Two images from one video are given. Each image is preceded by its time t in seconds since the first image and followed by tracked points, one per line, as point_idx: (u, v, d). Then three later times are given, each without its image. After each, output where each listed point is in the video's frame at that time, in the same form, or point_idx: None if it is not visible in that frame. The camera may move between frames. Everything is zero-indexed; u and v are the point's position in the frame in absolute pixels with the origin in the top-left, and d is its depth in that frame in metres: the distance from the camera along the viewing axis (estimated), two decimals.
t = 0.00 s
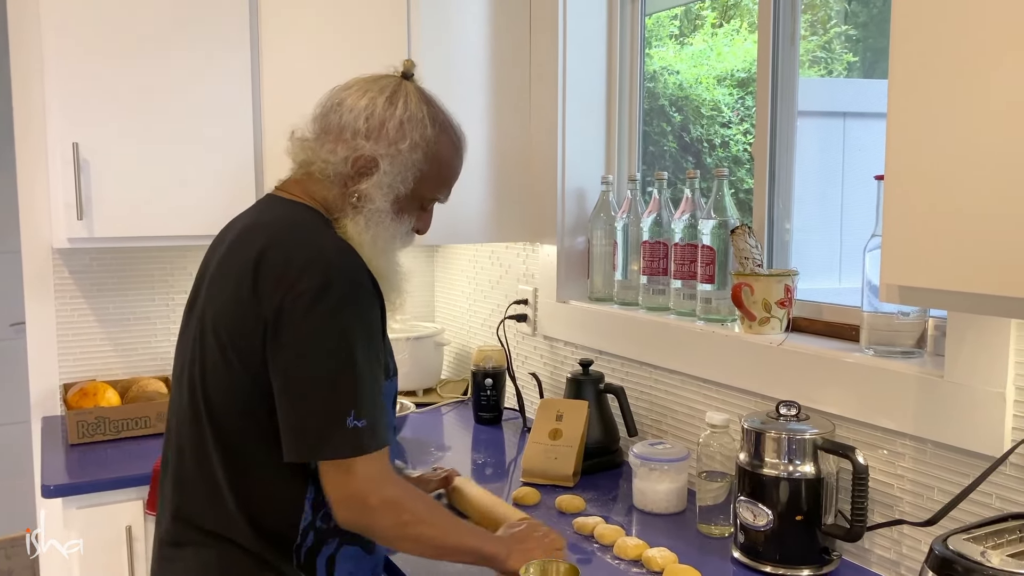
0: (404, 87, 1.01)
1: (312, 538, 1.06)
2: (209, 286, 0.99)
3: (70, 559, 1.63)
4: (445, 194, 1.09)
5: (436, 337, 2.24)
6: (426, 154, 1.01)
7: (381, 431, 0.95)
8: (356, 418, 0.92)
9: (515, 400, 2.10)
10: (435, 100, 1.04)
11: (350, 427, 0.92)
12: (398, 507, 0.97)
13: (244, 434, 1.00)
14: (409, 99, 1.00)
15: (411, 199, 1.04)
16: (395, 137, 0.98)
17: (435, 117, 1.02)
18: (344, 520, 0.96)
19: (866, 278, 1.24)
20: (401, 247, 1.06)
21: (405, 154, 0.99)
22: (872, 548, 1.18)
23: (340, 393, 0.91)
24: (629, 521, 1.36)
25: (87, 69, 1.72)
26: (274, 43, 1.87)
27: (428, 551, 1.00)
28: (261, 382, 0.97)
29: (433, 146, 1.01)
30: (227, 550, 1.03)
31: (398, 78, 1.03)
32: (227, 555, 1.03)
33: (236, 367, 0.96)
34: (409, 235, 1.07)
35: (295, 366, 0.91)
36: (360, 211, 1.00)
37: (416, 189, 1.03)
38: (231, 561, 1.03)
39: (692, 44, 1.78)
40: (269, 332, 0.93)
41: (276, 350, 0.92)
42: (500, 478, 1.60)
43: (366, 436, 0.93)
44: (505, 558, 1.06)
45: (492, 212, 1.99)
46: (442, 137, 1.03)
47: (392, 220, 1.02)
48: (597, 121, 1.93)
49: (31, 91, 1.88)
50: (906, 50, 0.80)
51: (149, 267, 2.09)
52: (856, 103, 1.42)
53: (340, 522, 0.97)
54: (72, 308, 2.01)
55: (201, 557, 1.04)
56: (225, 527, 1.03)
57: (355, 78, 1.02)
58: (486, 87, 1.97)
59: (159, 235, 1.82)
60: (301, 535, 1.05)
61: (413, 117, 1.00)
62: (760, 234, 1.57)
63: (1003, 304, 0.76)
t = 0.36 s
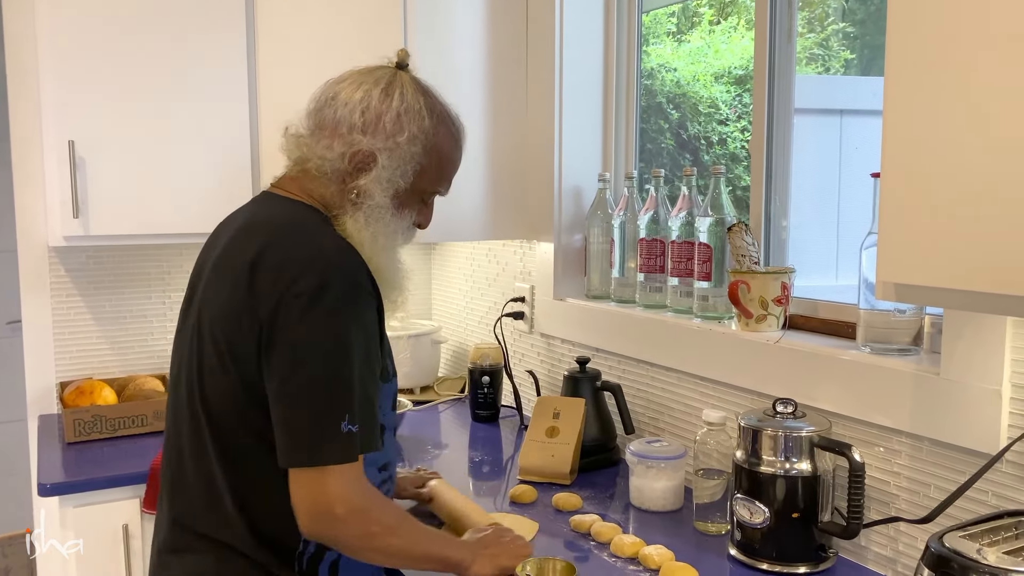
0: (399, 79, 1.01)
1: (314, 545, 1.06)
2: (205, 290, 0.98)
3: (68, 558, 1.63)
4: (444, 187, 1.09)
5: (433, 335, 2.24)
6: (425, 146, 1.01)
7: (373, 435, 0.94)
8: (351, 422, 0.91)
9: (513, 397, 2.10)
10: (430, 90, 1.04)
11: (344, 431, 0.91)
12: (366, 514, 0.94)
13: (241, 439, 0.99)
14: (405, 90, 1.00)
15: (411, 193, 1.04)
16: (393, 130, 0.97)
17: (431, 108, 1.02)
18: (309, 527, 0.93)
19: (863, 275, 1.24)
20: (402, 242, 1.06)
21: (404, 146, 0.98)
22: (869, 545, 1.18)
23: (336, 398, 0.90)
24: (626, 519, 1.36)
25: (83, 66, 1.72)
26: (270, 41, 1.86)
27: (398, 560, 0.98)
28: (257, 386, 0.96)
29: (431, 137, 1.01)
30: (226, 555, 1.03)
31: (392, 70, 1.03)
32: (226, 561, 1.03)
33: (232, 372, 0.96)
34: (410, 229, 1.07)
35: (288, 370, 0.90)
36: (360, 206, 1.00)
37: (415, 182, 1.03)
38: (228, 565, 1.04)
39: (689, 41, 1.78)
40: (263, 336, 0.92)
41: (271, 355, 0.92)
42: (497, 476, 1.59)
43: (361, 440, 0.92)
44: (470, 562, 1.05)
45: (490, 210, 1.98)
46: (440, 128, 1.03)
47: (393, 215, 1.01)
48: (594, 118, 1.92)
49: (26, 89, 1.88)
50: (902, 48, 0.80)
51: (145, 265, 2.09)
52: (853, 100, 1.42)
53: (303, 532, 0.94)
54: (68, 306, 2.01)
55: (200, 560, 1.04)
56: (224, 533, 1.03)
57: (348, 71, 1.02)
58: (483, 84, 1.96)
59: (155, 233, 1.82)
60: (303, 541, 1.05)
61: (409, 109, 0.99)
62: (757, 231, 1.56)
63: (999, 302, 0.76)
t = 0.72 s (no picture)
0: (356, 58, 0.99)
1: (326, 543, 1.04)
2: (199, 299, 0.98)
3: (66, 557, 1.63)
4: (420, 160, 1.07)
5: (431, 333, 2.24)
6: (392, 122, 0.99)
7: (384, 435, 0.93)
8: (361, 425, 0.90)
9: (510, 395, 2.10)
10: (389, 64, 1.02)
11: (356, 435, 0.90)
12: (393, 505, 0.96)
13: (246, 448, 0.98)
14: (362, 68, 0.98)
15: (385, 171, 1.02)
16: (356, 111, 0.96)
17: (393, 82, 1.00)
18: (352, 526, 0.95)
19: (860, 273, 1.24)
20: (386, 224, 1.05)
21: (370, 126, 0.97)
22: (865, 542, 1.18)
23: (343, 403, 0.89)
24: (623, 516, 1.37)
25: (80, 64, 1.71)
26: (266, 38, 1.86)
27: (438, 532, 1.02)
28: (259, 394, 0.96)
29: (398, 111, 0.99)
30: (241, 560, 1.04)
31: (348, 49, 1.01)
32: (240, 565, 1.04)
33: (233, 382, 0.95)
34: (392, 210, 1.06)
35: (292, 380, 0.89)
36: (336, 195, 0.99)
37: (389, 161, 1.02)
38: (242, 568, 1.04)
39: (687, 39, 1.78)
40: (263, 345, 0.91)
41: (272, 364, 0.91)
42: (495, 474, 1.59)
43: (373, 442, 0.92)
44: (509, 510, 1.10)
45: (488, 208, 1.98)
46: (405, 102, 1.01)
47: (371, 198, 1.00)
48: (592, 116, 1.92)
49: (23, 87, 1.87)
50: (898, 45, 0.80)
51: (143, 263, 2.08)
52: (850, 97, 1.42)
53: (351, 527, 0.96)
54: (65, 304, 2.01)
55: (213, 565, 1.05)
56: (237, 540, 1.03)
57: (304, 57, 1.00)
58: (481, 82, 1.96)
59: (152, 232, 1.82)
60: (314, 540, 1.03)
61: (370, 86, 0.97)
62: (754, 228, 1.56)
63: (994, 300, 0.76)
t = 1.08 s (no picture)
0: (271, 36, 1.03)
1: (331, 514, 1.05)
2: (184, 290, 0.98)
3: (66, 557, 1.63)
4: (359, 108, 1.05)
5: (430, 330, 2.25)
6: (311, 78, 1.00)
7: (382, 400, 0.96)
8: (359, 391, 0.92)
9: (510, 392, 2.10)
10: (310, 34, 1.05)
11: (355, 401, 0.92)
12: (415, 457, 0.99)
13: (240, 431, 0.98)
14: (275, 41, 1.02)
15: (319, 128, 1.02)
16: (273, 76, 0.99)
17: (307, 44, 1.02)
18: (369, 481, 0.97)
19: (861, 269, 1.24)
20: (339, 187, 1.04)
21: (287, 86, 0.99)
22: (865, 538, 1.18)
23: (340, 371, 0.91)
24: (623, 513, 1.36)
25: (78, 61, 1.71)
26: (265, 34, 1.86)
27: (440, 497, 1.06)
28: (251, 377, 0.96)
29: (314, 66, 1.00)
30: (240, 546, 1.02)
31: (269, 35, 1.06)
32: (240, 552, 1.02)
33: (224, 366, 0.95)
34: (342, 172, 1.05)
35: (289, 355, 0.91)
36: (275, 162, 1.00)
37: (323, 117, 1.02)
38: (250, 551, 1.02)
39: (687, 35, 1.78)
40: (255, 326, 0.93)
41: (266, 341, 0.92)
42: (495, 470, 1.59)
43: (372, 407, 0.94)
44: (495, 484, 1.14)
45: (487, 205, 1.98)
46: (324, 59, 1.02)
47: (308, 157, 1.00)
48: (591, 112, 1.92)
49: (21, 84, 1.87)
50: (898, 39, 0.80)
51: (142, 261, 2.08)
52: (850, 93, 1.41)
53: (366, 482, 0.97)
54: (64, 302, 2.00)
55: (220, 552, 1.03)
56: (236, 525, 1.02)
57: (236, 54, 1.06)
58: (480, 79, 1.95)
59: (151, 229, 1.81)
60: (319, 512, 1.03)
61: (283, 52, 1.00)
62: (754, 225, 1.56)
63: (997, 294, 0.75)
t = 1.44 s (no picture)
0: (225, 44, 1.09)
1: (307, 492, 1.07)
2: (167, 280, 1.03)
3: (66, 556, 1.63)
4: (309, 94, 1.08)
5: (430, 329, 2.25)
6: (259, 71, 1.05)
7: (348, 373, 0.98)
8: (323, 365, 0.95)
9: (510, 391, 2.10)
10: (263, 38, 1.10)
11: (319, 374, 0.95)
12: (396, 431, 1.02)
13: (217, 410, 1.02)
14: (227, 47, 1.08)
15: (272, 115, 1.06)
16: (224, 74, 1.05)
17: (255, 44, 1.07)
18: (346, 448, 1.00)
19: (861, 268, 1.24)
20: (298, 170, 1.07)
21: (238, 81, 1.04)
22: (866, 537, 1.17)
23: (303, 347, 0.94)
24: (623, 512, 1.36)
25: (78, 60, 1.71)
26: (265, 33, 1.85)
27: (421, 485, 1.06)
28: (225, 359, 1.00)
29: (260, 60, 1.05)
30: (221, 521, 1.05)
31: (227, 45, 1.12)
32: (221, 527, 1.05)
33: (198, 348, 0.99)
34: (301, 156, 1.09)
35: (255, 333, 0.94)
36: (235, 154, 1.05)
37: (275, 106, 1.06)
38: (228, 529, 1.05)
39: (687, 34, 1.77)
40: (223, 308, 0.96)
41: (234, 322, 0.96)
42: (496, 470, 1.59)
43: (337, 380, 0.96)
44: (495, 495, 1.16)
45: (487, 204, 1.98)
46: (271, 54, 1.07)
47: (261, 144, 1.05)
48: (591, 111, 1.92)
49: (20, 84, 1.87)
50: (898, 38, 0.80)
51: (142, 260, 2.08)
52: (850, 91, 1.41)
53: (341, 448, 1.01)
54: (64, 302, 2.00)
55: (201, 530, 1.06)
56: (217, 501, 1.05)
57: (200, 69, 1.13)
58: (479, 77, 1.95)
59: (151, 228, 1.81)
60: (295, 490, 1.06)
61: (232, 53, 1.06)
62: (754, 223, 1.56)
63: (997, 294, 0.75)
